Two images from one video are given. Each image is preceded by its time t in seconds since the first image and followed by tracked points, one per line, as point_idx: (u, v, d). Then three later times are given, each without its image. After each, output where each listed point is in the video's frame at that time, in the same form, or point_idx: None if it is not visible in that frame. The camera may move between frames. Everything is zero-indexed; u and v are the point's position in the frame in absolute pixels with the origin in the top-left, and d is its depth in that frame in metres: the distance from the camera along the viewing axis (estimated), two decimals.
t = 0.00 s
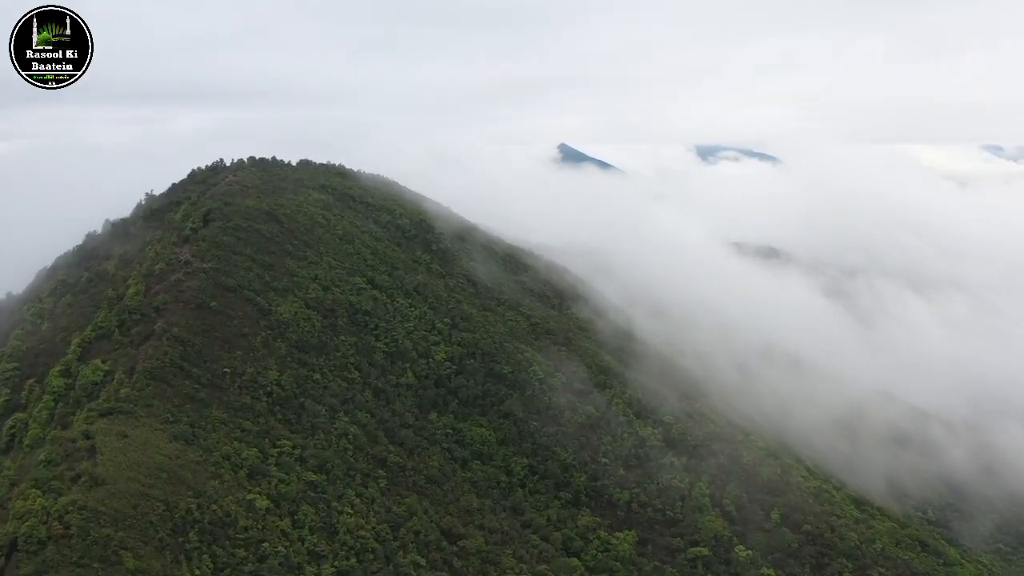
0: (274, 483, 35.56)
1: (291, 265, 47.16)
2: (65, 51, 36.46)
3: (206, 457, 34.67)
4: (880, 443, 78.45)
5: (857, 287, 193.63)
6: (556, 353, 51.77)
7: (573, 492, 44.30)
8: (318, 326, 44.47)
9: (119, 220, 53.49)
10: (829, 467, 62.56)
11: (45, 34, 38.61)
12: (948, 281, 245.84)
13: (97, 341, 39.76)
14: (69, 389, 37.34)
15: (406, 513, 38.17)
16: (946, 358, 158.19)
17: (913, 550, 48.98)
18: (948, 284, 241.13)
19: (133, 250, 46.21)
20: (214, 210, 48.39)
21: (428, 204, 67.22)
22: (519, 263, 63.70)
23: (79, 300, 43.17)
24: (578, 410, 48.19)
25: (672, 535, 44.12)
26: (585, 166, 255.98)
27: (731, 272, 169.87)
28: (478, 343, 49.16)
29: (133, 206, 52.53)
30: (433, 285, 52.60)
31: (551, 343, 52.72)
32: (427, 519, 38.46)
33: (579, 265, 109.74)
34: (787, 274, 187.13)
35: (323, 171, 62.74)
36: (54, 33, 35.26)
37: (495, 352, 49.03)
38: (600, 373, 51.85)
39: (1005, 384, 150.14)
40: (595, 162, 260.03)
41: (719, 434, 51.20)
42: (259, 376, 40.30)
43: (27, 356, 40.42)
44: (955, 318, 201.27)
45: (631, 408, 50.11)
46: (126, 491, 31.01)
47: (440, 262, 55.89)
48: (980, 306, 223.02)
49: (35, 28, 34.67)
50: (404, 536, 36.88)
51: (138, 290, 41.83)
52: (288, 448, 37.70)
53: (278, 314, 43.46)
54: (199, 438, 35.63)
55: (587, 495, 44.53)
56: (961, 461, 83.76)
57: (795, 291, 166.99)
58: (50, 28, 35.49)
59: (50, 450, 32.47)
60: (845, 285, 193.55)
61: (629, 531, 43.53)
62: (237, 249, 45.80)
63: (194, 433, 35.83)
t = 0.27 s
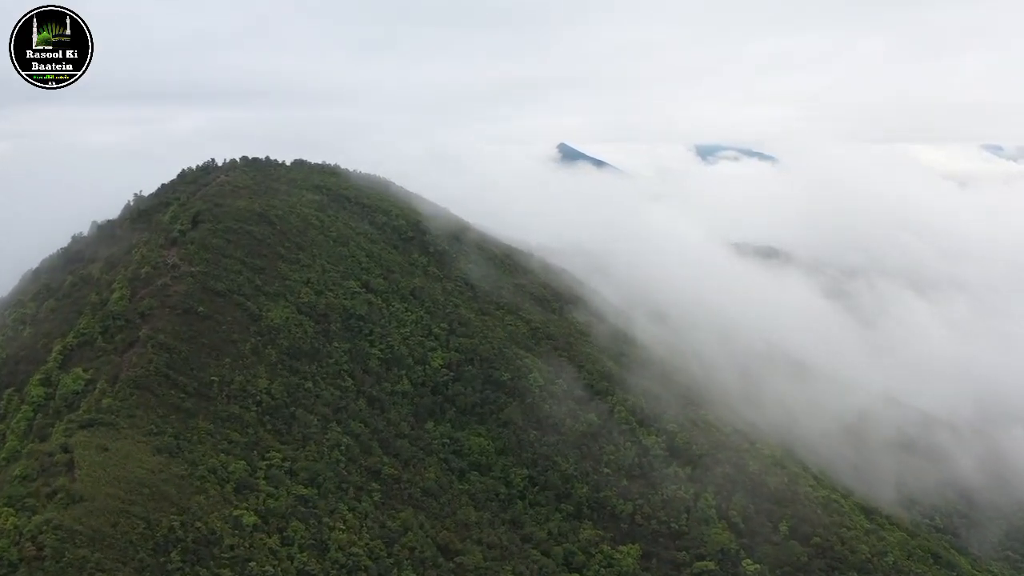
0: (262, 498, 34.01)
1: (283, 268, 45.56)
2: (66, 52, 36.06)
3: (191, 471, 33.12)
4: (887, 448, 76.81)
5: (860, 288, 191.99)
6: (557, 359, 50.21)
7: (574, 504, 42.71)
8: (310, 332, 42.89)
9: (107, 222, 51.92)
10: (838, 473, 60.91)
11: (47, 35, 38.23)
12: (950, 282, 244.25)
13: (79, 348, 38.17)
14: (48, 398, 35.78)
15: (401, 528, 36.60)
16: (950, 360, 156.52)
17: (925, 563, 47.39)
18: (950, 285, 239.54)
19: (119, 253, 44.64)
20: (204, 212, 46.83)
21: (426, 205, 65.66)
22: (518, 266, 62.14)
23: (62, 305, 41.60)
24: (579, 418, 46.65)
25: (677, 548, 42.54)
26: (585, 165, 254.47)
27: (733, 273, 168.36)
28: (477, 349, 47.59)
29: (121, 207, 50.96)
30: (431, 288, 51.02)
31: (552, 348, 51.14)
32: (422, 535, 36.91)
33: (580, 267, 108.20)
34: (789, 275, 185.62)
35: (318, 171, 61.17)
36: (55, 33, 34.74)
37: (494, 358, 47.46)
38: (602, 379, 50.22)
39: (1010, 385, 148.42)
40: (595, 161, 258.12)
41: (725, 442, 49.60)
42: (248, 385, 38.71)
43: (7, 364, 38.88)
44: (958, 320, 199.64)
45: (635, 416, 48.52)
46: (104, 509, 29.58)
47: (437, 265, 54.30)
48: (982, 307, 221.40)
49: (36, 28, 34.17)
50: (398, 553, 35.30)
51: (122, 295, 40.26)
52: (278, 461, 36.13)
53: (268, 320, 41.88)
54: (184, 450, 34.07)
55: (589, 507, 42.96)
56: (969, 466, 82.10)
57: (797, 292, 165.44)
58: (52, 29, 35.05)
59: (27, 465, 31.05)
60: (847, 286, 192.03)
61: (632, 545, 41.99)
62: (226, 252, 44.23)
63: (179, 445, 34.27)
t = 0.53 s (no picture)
0: (249, 514, 32.46)
1: (274, 272, 43.98)
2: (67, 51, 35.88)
3: (174, 487, 31.58)
4: (894, 455, 75.19)
5: (862, 289, 190.52)
6: (557, 366, 48.63)
7: (576, 517, 41.11)
8: (301, 338, 41.31)
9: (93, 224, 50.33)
10: (847, 481, 59.24)
11: (47, 35, 37.86)
12: (953, 283, 242.64)
13: (60, 356, 36.57)
14: (26, 409, 34.19)
15: (395, 544, 35.03)
16: (954, 362, 154.84)
17: None
18: (953, 286, 238.00)
19: (103, 256, 43.03)
20: (192, 213, 45.27)
21: (424, 207, 64.12)
22: (517, 269, 60.57)
23: (44, 311, 40.01)
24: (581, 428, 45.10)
25: (683, 563, 40.95)
26: (586, 166, 253.23)
27: (734, 274, 166.79)
28: (475, 356, 46.03)
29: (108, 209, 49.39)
30: (427, 292, 49.44)
31: (553, 354, 49.57)
32: (418, 552, 35.35)
33: (580, 269, 106.59)
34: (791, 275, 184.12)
35: (313, 171, 59.61)
36: (56, 33, 34.37)
37: (493, 365, 45.90)
38: (604, 385, 48.62)
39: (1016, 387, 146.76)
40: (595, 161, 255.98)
41: (731, 452, 48.01)
42: (236, 394, 37.13)
43: None
44: (961, 321, 198.05)
45: (638, 424, 46.93)
46: (80, 529, 28.05)
47: (434, 268, 52.74)
48: (985, 309, 219.80)
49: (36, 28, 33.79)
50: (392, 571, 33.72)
51: (106, 300, 38.66)
52: (267, 475, 34.56)
53: (258, 326, 40.30)
54: (168, 464, 32.50)
55: (592, 520, 41.36)
56: (978, 472, 80.41)
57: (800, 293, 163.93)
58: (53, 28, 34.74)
59: None
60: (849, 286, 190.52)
61: (636, 560, 40.43)
62: (215, 255, 42.67)
63: (163, 459, 32.69)
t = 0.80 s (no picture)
0: (234, 533, 30.81)
1: (265, 276, 42.31)
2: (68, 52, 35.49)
3: (155, 504, 29.92)
4: (902, 461, 73.56)
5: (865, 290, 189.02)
6: (558, 373, 46.99)
7: (578, 531, 39.46)
8: (292, 346, 39.66)
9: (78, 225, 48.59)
10: (856, 491, 57.62)
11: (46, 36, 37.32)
12: (955, 284, 241.05)
13: (37, 364, 34.87)
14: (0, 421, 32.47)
15: (389, 564, 33.39)
16: (958, 364, 153.21)
17: None
18: (955, 288, 236.42)
19: (86, 259, 41.32)
20: (179, 215, 43.59)
21: (421, 208, 62.48)
22: (516, 272, 58.88)
23: (22, 317, 38.31)
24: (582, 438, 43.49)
25: None
26: (585, 165, 251.62)
27: (736, 275, 165.19)
28: (473, 363, 44.39)
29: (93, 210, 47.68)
30: (424, 297, 47.80)
31: (553, 360, 47.91)
32: (412, 571, 33.74)
33: (581, 270, 104.87)
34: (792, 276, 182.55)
35: (306, 171, 57.95)
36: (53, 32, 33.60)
37: (491, 372, 44.26)
38: (607, 393, 46.96)
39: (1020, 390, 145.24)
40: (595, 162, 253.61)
41: (739, 462, 46.36)
42: (222, 404, 35.45)
43: None
44: (964, 323, 196.52)
45: (642, 433, 45.29)
46: (52, 552, 26.40)
47: (431, 271, 51.09)
48: (987, 310, 218.25)
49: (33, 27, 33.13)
50: None
51: (87, 306, 36.97)
52: (254, 490, 32.91)
53: (246, 333, 38.64)
54: (149, 480, 30.85)
55: (594, 534, 39.71)
56: (987, 478, 78.81)
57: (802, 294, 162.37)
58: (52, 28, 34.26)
59: None
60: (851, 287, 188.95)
61: None
62: (202, 258, 40.98)
63: (144, 474, 31.02)
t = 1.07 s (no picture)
0: (218, 554, 29.26)
1: (255, 281, 40.73)
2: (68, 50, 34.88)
3: (134, 524, 28.42)
4: (910, 468, 72.00)
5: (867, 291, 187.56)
6: (559, 379, 45.42)
7: (580, 547, 37.89)
8: (282, 353, 38.08)
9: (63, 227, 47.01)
10: (865, 500, 55.97)
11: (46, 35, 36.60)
12: (957, 285, 239.42)
13: (14, 374, 33.30)
14: None
15: None
16: (962, 366, 151.52)
17: None
18: (957, 289, 234.81)
19: (69, 263, 39.75)
20: (166, 216, 42.03)
21: (418, 209, 60.95)
22: (515, 275, 57.31)
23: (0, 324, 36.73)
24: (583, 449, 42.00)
25: None
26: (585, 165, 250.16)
27: (738, 276, 163.67)
28: (470, 370, 42.82)
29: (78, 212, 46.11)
30: (420, 301, 46.23)
31: (554, 367, 46.34)
32: None
33: (581, 272, 103.43)
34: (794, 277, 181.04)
35: (300, 171, 56.39)
36: (53, 32, 32.80)
37: (490, 380, 42.70)
38: (609, 401, 45.40)
39: None
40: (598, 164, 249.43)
41: (746, 472, 44.78)
42: (208, 416, 33.86)
43: None
44: (966, 324, 194.84)
45: (646, 443, 43.73)
46: None
47: (428, 274, 49.53)
48: (990, 311, 216.66)
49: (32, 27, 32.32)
50: None
51: (67, 312, 35.38)
52: (240, 507, 31.33)
53: (235, 340, 37.07)
54: (129, 497, 29.29)
55: (597, 549, 38.13)
56: (996, 485, 77.23)
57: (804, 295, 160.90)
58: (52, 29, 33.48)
59: None
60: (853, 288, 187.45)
61: None
62: (189, 262, 39.42)
63: (123, 491, 29.45)
